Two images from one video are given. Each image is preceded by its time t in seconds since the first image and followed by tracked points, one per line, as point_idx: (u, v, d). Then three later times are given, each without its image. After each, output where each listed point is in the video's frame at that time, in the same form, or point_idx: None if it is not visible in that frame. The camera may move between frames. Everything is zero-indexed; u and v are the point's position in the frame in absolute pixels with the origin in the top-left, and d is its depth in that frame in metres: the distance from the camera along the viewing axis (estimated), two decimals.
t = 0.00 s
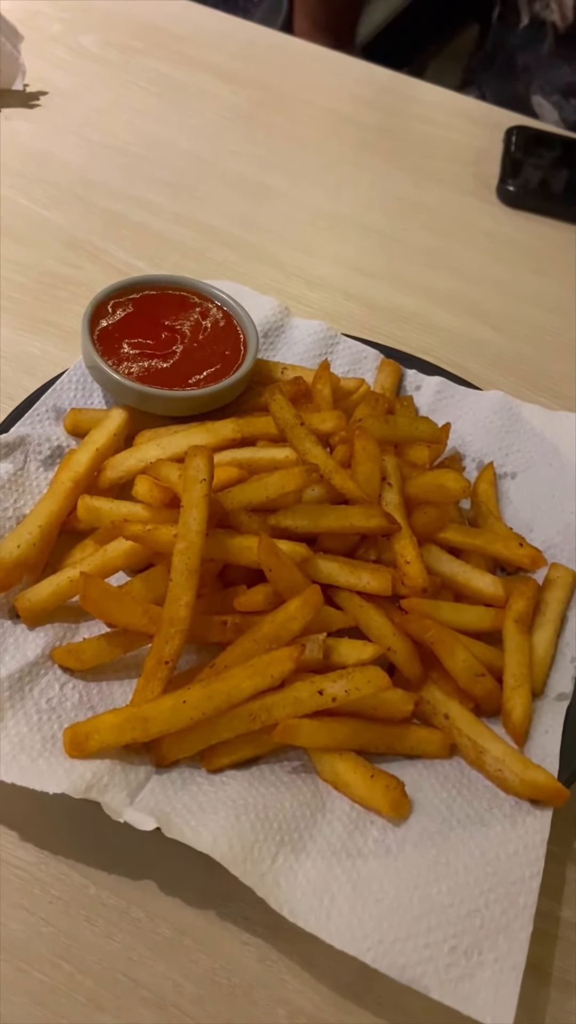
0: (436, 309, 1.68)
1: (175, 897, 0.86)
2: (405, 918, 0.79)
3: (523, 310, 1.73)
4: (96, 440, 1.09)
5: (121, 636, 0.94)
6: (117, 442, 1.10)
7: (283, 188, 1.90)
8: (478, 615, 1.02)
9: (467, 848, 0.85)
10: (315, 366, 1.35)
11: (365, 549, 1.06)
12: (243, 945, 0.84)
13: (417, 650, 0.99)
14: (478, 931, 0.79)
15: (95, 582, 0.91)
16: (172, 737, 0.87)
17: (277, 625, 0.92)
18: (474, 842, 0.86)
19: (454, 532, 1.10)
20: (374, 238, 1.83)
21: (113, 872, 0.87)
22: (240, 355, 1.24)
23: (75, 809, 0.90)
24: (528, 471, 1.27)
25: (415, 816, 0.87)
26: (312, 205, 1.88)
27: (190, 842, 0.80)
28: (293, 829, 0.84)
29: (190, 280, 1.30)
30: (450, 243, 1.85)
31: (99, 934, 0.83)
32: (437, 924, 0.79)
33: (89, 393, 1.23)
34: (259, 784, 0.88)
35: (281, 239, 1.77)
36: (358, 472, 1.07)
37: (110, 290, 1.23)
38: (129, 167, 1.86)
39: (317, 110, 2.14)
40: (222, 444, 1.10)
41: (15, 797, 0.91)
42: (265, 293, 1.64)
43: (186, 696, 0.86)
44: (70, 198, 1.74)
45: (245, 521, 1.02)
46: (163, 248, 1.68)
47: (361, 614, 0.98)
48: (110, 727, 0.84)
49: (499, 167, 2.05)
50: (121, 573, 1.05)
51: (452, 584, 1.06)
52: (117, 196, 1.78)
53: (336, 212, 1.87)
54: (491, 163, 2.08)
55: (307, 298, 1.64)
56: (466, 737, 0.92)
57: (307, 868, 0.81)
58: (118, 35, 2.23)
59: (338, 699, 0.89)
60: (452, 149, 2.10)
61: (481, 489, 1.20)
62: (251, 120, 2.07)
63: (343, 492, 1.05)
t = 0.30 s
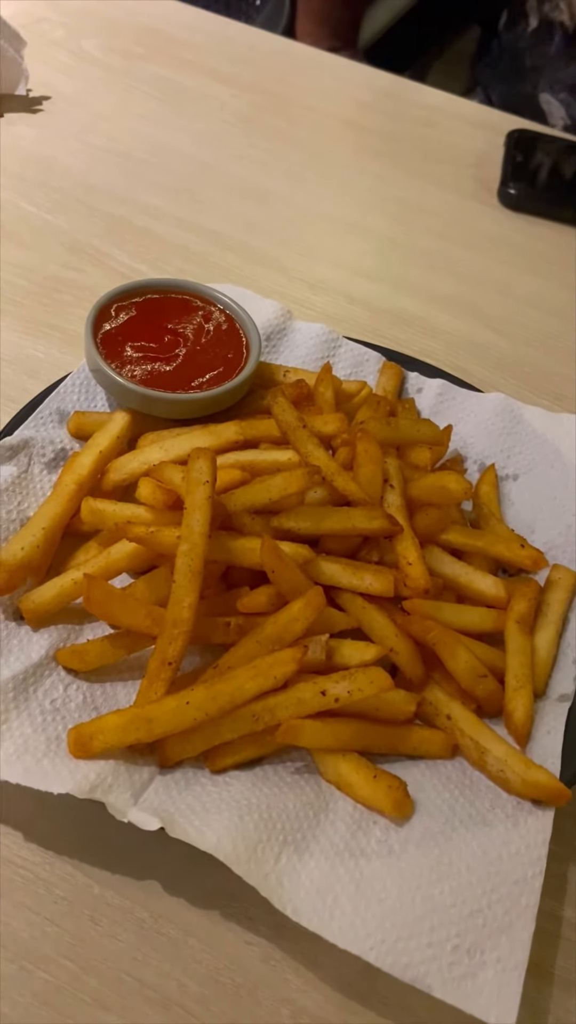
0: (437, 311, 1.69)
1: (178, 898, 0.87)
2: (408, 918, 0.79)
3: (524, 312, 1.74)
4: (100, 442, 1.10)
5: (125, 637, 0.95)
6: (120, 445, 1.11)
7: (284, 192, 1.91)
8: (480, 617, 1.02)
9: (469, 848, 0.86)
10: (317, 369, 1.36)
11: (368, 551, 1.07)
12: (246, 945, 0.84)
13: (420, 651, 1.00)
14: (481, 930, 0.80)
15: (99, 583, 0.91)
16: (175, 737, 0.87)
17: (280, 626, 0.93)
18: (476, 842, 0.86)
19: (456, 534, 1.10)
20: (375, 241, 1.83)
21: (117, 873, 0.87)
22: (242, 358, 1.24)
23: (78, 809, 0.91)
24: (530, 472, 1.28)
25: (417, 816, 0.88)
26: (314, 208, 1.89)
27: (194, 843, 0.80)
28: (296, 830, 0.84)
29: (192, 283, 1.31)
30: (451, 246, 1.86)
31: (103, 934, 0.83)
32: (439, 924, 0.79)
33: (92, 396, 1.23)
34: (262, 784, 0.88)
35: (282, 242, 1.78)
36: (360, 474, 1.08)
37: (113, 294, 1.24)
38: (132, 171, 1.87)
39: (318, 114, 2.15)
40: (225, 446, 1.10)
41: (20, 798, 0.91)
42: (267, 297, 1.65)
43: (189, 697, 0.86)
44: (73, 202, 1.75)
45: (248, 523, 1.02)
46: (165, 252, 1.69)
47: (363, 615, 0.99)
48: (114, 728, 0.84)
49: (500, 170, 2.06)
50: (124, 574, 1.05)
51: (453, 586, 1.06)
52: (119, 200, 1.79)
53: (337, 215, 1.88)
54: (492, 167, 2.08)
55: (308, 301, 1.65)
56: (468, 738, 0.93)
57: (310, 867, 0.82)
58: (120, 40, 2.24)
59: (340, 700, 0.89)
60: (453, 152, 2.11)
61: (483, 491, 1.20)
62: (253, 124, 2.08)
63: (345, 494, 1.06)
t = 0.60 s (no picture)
0: (434, 312, 1.69)
1: (171, 895, 0.87)
2: (400, 914, 0.79)
3: (520, 313, 1.74)
4: (94, 441, 1.10)
5: (119, 636, 0.95)
6: (115, 444, 1.11)
7: (281, 193, 1.92)
8: (474, 615, 1.02)
9: (462, 845, 0.86)
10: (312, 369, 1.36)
11: (363, 550, 1.07)
12: (239, 943, 0.84)
13: (413, 650, 1.00)
14: (473, 927, 0.80)
15: (93, 582, 0.91)
16: (168, 735, 0.88)
17: (273, 625, 0.93)
18: (469, 840, 0.86)
19: (450, 533, 1.10)
20: (372, 242, 1.84)
21: (110, 870, 0.87)
22: (237, 358, 1.25)
23: (72, 807, 0.91)
24: (525, 472, 1.28)
25: (410, 814, 0.88)
26: (310, 209, 1.89)
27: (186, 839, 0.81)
28: (289, 828, 0.84)
29: (188, 284, 1.31)
30: (448, 247, 1.86)
31: (95, 931, 0.83)
32: (431, 921, 0.80)
33: (88, 396, 1.24)
34: (255, 782, 0.88)
35: (279, 243, 1.79)
36: (354, 473, 1.08)
37: (108, 294, 1.25)
38: (130, 174, 1.87)
39: (317, 115, 2.16)
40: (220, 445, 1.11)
41: (14, 796, 0.91)
42: (264, 298, 1.66)
43: (182, 694, 0.86)
44: (71, 204, 1.75)
45: (241, 521, 1.03)
46: (162, 254, 1.69)
47: (357, 613, 0.99)
48: (107, 725, 0.85)
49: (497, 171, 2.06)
50: (119, 573, 1.05)
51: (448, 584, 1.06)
52: (117, 202, 1.79)
53: (333, 217, 1.88)
54: (490, 168, 2.09)
55: (305, 302, 1.65)
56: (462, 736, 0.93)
57: (302, 865, 0.82)
58: (119, 43, 2.25)
59: (333, 697, 0.89)
60: (451, 154, 2.11)
61: (478, 490, 1.20)
62: (251, 126, 2.09)
63: (339, 493, 1.06)
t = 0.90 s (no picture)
0: (429, 314, 1.70)
1: (162, 893, 0.87)
2: (389, 912, 0.80)
3: (515, 314, 1.74)
4: (88, 442, 1.10)
5: (111, 636, 0.96)
6: (108, 445, 1.11)
7: (277, 196, 1.92)
8: (465, 615, 1.03)
9: (452, 843, 0.86)
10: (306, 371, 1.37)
11: (355, 550, 1.08)
12: (229, 940, 0.85)
13: (404, 649, 1.00)
14: (461, 925, 0.80)
15: (85, 581, 0.92)
16: (159, 734, 0.88)
17: (264, 624, 0.93)
18: (458, 838, 0.87)
19: (442, 533, 1.11)
20: (368, 245, 1.84)
21: (101, 869, 0.88)
22: (231, 360, 1.25)
23: (64, 806, 0.91)
24: (518, 472, 1.28)
25: (400, 812, 0.88)
26: (305, 212, 1.90)
27: (176, 837, 0.81)
28: (279, 826, 0.85)
29: (182, 287, 1.32)
30: (443, 249, 1.87)
31: (86, 929, 0.83)
32: (420, 918, 0.80)
33: (82, 397, 1.24)
34: (246, 780, 0.89)
35: (274, 246, 1.79)
36: (346, 473, 1.08)
37: (102, 297, 1.25)
38: (127, 177, 1.88)
39: (313, 119, 2.17)
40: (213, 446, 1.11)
41: (6, 795, 0.92)
42: (259, 300, 1.66)
43: (172, 694, 0.87)
44: (68, 207, 1.76)
45: (233, 522, 1.03)
46: (158, 256, 1.70)
47: (348, 613, 0.99)
48: (98, 725, 0.85)
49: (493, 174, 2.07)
50: (111, 574, 1.06)
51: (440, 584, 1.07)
52: (113, 205, 1.80)
53: (329, 219, 1.89)
54: (486, 171, 2.10)
55: (299, 304, 1.66)
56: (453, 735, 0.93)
57: (292, 863, 0.82)
58: (118, 48, 2.26)
59: (323, 696, 0.90)
60: (447, 156, 2.12)
61: (470, 491, 1.21)
62: (249, 129, 2.10)
63: (331, 493, 1.07)
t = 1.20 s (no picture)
0: (423, 315, 1.71)
1: (153, 889, 0.88)
2: (376, 906, 0.81)
3: (509, 316, 1.76)
4: (81, 443, 1.11)
5: (103, 634, 0.97)
6: (102, 445, 1.12)
7: (273, 200, 1.94)
8: (455, 614, 1.04)
9: (440, 839, 0.87)
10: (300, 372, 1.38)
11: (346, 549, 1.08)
12: (220, 935, 0.85)
13: (394, 647, 1.01)
14: (449, 919, 0.81)
15: (77, 580, 0.93)
16: (150, 730, 0.89)
17: (255, 622, 0.94)
18: (447, 833, 0.87)
19: (433, 532, 1.12)
20: (362, 247, 1.86)
21: (93, 864, 0.89)
22: (224, 362, 1.26)
23: (57, 802, 0.92)
24: (509, 472, 1.29)
25: (389, 808, 0.89)
26: (301, 215, 1.91)
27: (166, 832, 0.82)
28: (268, 822, 0.86)
29: (176, 289, 1.33)
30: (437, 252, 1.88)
31: (78, 924, 0.84)
32: (408, 912, 0.81)
33: (77, 399, 1.25)
34: (237, 777, 0.89)
35: (270, 249, 1.81)
36: (337, 473, 1.09)
37: (96, 299, 1.26)
38: (123, 181, 1.90)
39: (310, 123, 2.18)
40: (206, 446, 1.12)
41: None
42: (254, 302, 1.67)
43: (163, 691, 0.88)
44: (64, 211, 1.78)
45: (225, 521, 1.04)
46: (153, 259, 1.71)
47: (339, 611, 1.00)
48: (89, 722, 0.86)
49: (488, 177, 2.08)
50: (104, 573, 1.07)
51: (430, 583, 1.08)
52: (110, 209, 1.81)
53: (324, 222, 1.90)
54: (481, 175, 2.11)
55: (294, 306, 1.67)
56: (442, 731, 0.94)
57: (281, 858, 0.83)
58: (115, 53, 2.28)
59: (313, 693, 0.91)
60: (442, 160, 2.13)
61: (462, 491, 1.22)
62: (245, 134, 2.11)
63: (323, 493, 1.08)
